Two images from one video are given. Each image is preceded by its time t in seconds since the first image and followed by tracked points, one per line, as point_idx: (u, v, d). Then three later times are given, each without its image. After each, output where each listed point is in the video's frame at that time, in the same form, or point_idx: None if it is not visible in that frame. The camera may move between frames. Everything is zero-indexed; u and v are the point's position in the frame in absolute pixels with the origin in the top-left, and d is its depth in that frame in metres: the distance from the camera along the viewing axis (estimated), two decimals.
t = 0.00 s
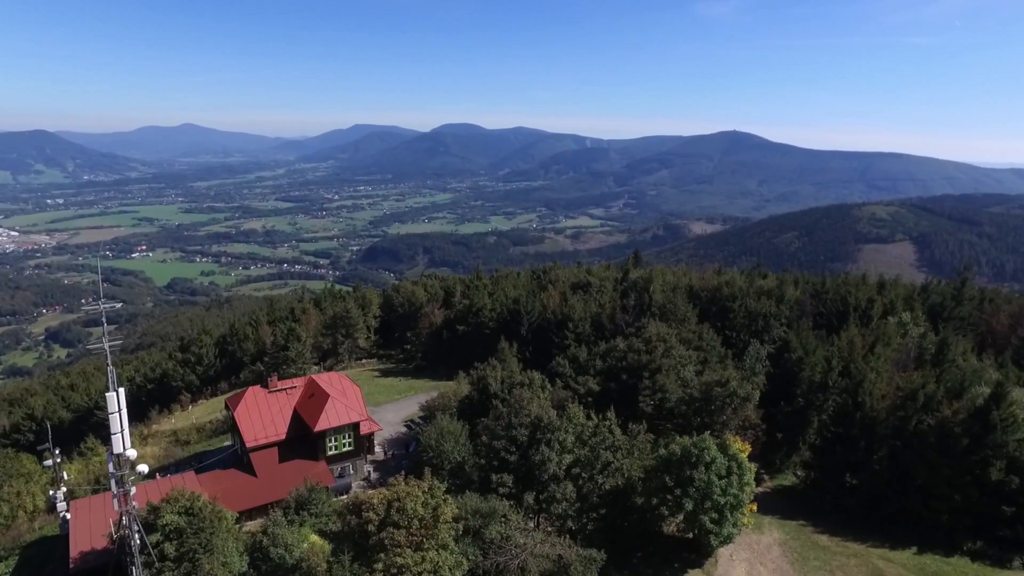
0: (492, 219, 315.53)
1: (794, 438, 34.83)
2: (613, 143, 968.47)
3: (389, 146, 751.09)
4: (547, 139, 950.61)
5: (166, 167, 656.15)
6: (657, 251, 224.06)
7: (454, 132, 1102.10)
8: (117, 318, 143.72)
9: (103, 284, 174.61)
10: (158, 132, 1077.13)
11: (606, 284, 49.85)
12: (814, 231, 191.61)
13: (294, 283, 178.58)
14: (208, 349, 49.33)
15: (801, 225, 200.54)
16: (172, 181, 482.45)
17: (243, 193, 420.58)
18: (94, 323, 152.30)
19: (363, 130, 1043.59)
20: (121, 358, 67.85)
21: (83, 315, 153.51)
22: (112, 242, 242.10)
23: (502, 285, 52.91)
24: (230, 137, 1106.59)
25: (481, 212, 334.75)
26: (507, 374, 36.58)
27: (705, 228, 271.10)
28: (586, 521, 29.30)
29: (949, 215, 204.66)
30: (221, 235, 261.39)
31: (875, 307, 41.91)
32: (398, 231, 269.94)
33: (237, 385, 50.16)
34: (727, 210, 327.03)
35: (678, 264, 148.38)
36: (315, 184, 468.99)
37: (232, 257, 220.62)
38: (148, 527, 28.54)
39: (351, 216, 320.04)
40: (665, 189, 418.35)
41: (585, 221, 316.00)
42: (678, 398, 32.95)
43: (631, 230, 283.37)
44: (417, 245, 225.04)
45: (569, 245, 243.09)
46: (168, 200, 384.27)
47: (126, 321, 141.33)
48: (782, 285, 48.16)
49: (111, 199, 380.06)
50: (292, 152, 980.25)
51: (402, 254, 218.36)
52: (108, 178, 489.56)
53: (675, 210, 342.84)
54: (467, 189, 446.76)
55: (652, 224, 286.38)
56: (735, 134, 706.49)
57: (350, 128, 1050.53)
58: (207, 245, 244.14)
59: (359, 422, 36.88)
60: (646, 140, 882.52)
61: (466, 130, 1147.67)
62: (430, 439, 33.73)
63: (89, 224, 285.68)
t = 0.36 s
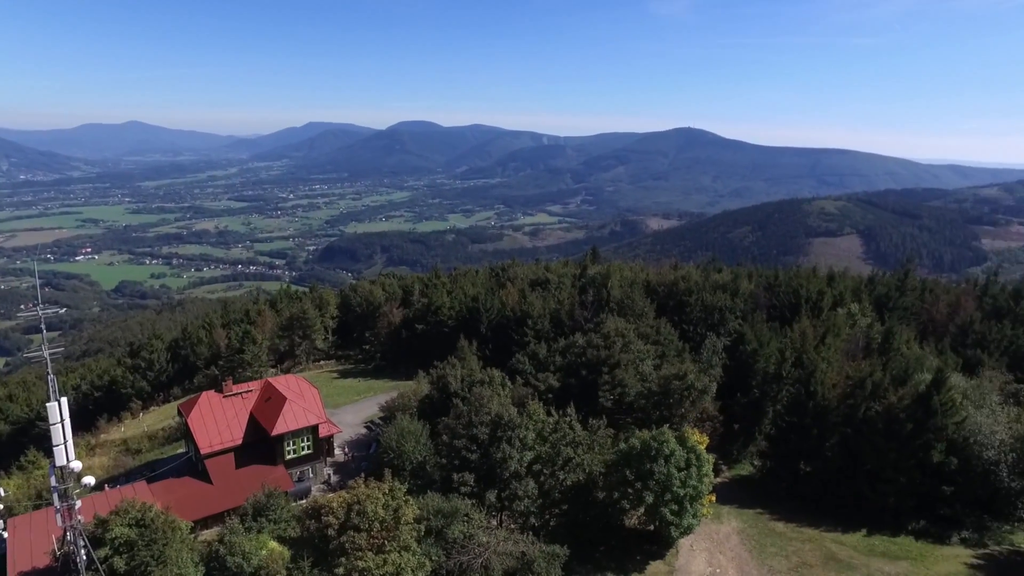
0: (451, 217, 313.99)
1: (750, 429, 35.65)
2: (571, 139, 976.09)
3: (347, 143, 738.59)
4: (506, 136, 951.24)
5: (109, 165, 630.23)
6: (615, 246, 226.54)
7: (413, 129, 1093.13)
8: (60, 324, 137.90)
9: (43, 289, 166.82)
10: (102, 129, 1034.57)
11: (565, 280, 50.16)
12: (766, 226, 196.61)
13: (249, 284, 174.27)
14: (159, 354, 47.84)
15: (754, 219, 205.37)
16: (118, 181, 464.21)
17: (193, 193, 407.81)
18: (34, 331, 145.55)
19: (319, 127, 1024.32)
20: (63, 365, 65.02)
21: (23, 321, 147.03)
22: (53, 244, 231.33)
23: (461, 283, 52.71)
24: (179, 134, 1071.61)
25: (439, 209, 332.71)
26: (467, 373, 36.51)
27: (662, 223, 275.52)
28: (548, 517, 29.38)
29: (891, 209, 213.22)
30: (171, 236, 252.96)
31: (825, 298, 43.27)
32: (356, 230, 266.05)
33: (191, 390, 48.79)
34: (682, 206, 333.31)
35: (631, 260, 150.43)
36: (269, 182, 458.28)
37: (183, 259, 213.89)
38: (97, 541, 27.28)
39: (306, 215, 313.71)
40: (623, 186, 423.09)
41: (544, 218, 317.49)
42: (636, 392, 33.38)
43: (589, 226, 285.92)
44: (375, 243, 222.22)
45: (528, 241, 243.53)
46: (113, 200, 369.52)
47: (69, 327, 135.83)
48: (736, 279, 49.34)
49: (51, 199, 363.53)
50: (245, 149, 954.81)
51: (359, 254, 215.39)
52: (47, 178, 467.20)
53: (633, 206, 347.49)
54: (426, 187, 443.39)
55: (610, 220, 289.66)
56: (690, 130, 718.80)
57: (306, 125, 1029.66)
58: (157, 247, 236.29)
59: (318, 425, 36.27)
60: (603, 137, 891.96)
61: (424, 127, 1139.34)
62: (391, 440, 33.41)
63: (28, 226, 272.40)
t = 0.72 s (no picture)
0: (417, 215, 312.06)
1: (717, 422, 36.21)
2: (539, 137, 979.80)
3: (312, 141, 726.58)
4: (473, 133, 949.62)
5: (62, 164, 608.33)
6: (582, 242, 228.20)
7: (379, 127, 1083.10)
8: (11, 329, 132.97)
9: None
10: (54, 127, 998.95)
11: (532, 277, 50.28)
12: (730, 221, 199.71)
13: (212, 285, 170.57)
14: (119, 357, 46.43)
15: (717, 214, 208.38)
16: (72, 180, 448.61)
17: (152, 192, 396.80)
18: None
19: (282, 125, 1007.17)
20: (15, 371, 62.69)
21: None
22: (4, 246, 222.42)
23: (429, 281, 52.36)
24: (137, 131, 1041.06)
25: (405, 208, 329.72)
26: (436, 371, 36.35)
27: (628, 219, 278.29)
28: (518, 514, 29.32)
29: (850, 204, 218.79)
30: (130, 237, 245.65)
31: (788, 292, 44.19)
32: (321, 229, 262.21)
33: (153, 395, 47.54)
34: (648, 202, 336.98)
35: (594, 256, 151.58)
36: (232, 181, 448.52)
37: (143, 260, 208.12)
38: (52, 553, 26.05)
39: (270, 214, 307.80)
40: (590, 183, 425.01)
41: (510, 215, 317.67)
42: (605, 387, 33.63)
43: (556, 223, 286.67)
44: (341, 242, 219.36)
45: (495, 238, 242.86)
46: (67, 201, 357.21)
47: (18, 333, 130.95)
48: (701, 273, 50.06)
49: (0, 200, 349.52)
50: (205, 148, 931.91)
51: (325, 253, 212.49)
52: None
53: (599, 203, 349.82)
54: (392, 184, 439.59)
55: (577, 217, 291.33)
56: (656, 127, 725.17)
57: (270, 123, 1012.25)
58: (115, 248, 229.54)
59: (285, 427, 35.62)
60: (570, 134, 898.36)
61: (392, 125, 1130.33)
62: (359, 440, 33.05)
63: None
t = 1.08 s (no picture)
0: (387, 214, 309.32)
1: (687, 417, 36.59)
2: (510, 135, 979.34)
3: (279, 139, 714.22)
4: (444, 131, 945.00)
5: (16, 164, 587.33)
6: (553, 240, 228.99)
7: (349, 125, 1070.82)
8: None
9: None
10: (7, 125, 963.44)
11: (502, 276, 50.19)
12: (698, 217, 202.40)
13: (176, 288, 166.73)
14: (79, 363, 45.14)
15: (685, 211, 210.89)
16: (27, 181, 433.38)
17: (113, 193, 385.82)
18: None
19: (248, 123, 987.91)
20: None
21: None
22: None
23: (399, 280, 51.92)
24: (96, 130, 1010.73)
25: (375, 207, 326.35)
26: (406, 372, 36.07)
27: (598, 217, 280.21)
28: (490, 513, 29.18)
29: (814, 200, 223.57)
30: (90, 239, 238.46)
31: (754, 287, 44.92)
32: (290, 229, 258.12)
33: (115, 401, 46.30)
34: (618, 200, 339.73)
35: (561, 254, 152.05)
36: (196, 181, 438.50)
37: (104, 263, 202.28)
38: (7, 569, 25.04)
39: (237, 214, 301.83)
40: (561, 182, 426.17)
41: (481, 214, 317.11)
42: (575, 384, 33.75)
43: (527, 221, 286.73)
44: (310, 242, 216.28)
45: (466, 237, 241.81)
46: (22, 202, 345.04)
47: None
48: (670, 270, 50.60)
49: None
50: (169, 147, 909.24)
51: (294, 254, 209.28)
52: None
53: (569, 200, 351.51)
54: (362, 183, 434.77)
55: (548, 215, 292.26)
56: (626, 125, 730.55)
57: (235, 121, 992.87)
58: (74, 251, 222.53)
59: (253, 431, 34.94)
60: (541, 132, 899.87)
61: (362, 123, 1118.10)
62: (329, 443, 32.63)
63: None
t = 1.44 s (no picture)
0: (359, 212, 306.14)
1: (659, 412, 36.87)
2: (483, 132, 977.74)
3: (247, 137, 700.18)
4: (417, 129, 939.46)
5: None
6: (526, 237, 229.10)
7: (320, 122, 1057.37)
8: None
9: None
10: None
11: (474, 274, 50.03)
12: (669, 213, 204.29)
13: (143, 289, 163.19)
14: (40, 369, 43.85)
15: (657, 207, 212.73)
16: None
17: (74, 192, 374.92)
18: None
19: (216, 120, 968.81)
20: None
21: None
22: None
23: (370, 279, 51.42)
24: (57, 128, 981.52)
25: (346, 206, 322.65)
26: (378, 371, 35.77)
27: (571, 214, 281.15)
28: (464, 512, 28.97)
29: (782, 196, 227.25)
30: (51, 240, 231.41)
31: (724, 282, 45.49)
32: (260, 229, 253.75)
33: (79, 407, 45.11)
34: (590, 196, 341.32)
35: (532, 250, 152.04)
36: (162, 180, 428.79)
37: (67, 265, 196.51)
38: None
39: (205, 214, 295.68)
40: (533, 179, 425.81)
41: (453, 211, 315.75)
42: (548, 381, 33.77)
43: (499, 218, 286.10)
44: (280, 242, 213.09)
45: (438, 235, 240.36)
46: None
47: None
48: (642, 266, 50.96)
49: None
50: (133, 145, 887.23)
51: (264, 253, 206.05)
52: None
53: (542, 197, 351.89)
54: (333, 181, 429.62)
55: (520, 212, 292.38)
56: (598, 122, 734.20)
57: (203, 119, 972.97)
58: (34, 253, 215.76)
59: (222, 434, 34.23)
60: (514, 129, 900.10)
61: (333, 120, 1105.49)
62: (300, 445, 32.17)
63: None
